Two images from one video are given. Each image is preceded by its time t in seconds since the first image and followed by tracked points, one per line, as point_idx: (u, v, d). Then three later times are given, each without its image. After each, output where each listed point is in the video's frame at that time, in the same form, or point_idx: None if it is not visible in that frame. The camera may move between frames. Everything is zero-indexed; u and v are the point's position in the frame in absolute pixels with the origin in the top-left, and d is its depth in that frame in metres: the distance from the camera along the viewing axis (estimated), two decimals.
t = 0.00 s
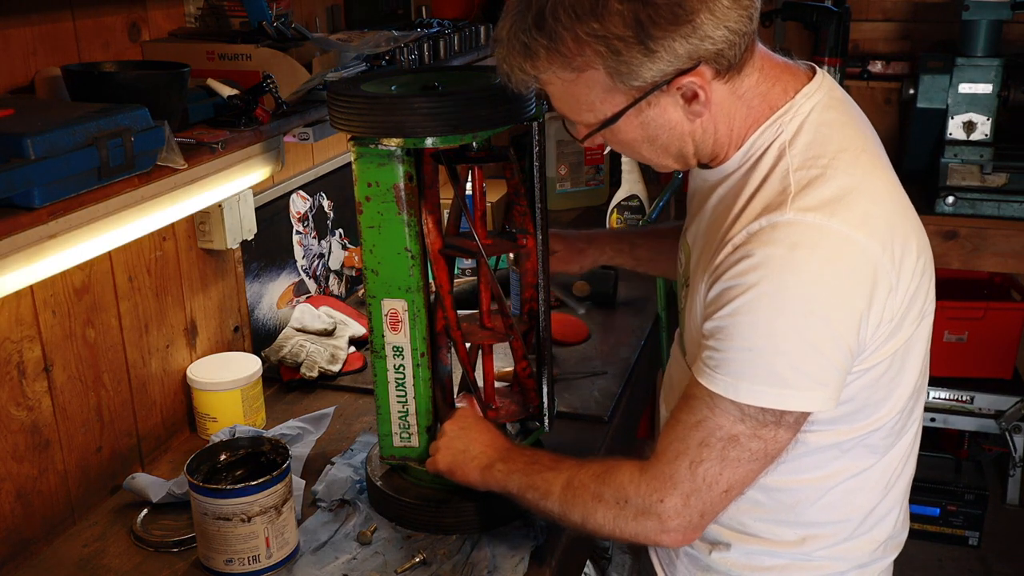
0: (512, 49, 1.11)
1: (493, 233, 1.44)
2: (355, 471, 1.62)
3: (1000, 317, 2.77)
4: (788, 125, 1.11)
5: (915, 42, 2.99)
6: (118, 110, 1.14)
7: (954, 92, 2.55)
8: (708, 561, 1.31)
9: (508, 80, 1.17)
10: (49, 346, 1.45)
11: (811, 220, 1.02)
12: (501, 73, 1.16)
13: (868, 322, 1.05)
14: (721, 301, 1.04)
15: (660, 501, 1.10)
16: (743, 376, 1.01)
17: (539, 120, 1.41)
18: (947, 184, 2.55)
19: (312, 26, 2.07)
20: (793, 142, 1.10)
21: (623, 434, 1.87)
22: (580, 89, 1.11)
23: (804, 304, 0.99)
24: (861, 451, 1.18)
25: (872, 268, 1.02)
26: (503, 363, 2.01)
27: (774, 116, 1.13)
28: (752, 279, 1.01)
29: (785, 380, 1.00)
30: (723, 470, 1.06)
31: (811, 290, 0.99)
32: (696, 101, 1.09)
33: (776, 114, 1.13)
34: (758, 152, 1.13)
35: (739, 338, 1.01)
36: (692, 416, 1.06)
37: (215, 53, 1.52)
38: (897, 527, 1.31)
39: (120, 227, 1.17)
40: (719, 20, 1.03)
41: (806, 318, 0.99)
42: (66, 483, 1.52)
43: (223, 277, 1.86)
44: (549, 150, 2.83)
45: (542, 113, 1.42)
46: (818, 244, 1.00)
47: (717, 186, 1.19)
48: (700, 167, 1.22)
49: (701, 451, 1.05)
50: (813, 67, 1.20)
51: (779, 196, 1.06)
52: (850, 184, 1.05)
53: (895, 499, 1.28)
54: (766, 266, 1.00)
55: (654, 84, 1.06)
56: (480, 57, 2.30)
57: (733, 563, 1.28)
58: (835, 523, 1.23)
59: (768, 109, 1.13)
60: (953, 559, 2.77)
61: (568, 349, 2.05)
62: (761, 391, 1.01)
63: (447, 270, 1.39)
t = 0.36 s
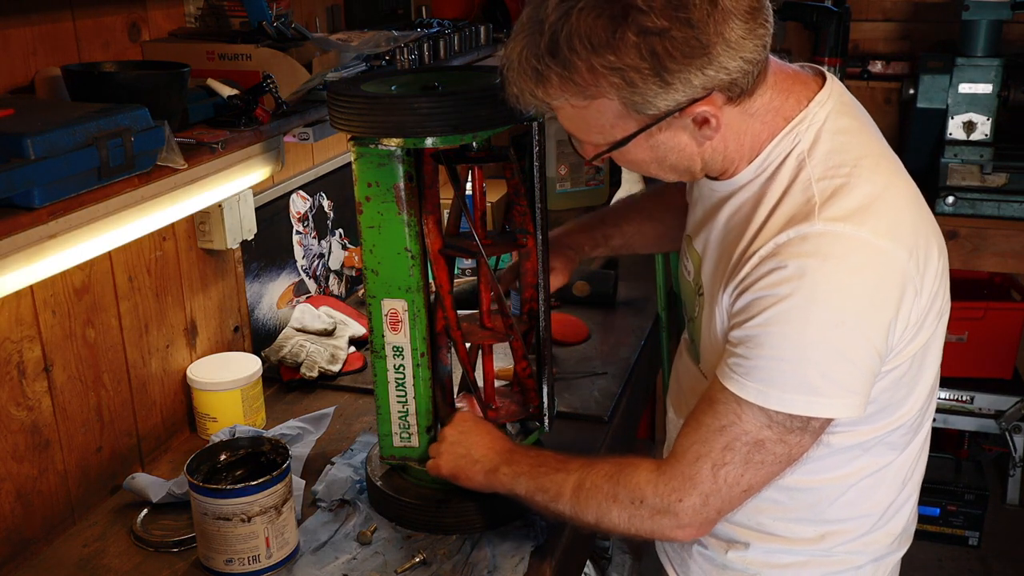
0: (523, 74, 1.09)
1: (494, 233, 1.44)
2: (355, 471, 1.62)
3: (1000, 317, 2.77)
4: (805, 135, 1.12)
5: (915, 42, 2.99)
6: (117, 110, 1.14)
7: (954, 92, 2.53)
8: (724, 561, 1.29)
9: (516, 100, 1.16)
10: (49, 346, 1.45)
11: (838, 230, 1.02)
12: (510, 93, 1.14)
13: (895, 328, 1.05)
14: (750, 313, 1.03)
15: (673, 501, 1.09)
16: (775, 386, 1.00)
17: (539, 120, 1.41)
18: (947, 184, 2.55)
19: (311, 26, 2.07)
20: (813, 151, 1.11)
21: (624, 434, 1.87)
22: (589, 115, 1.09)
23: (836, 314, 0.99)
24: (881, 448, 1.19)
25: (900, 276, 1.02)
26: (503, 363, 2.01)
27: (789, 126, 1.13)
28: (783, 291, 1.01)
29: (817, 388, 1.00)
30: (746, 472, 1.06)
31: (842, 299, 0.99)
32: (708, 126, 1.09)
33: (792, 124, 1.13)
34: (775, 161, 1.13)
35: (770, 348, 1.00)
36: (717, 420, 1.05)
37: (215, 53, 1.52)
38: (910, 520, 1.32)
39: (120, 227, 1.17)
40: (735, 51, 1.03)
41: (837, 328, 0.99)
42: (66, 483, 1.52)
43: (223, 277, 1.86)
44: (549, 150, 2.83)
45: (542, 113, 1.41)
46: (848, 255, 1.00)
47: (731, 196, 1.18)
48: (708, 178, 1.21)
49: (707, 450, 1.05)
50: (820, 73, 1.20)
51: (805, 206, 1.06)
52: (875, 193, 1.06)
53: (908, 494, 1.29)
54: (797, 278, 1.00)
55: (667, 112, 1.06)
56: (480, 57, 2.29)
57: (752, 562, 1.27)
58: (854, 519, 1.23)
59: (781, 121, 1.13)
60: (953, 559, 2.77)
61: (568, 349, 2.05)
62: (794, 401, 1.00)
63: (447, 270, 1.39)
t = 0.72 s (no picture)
0: (526, 69, 1.09)
1: (494, 233, 1.44)
2: (354, 471, 1.62)
3: (1000, 317, 2.77)
4: (805, 131, 1.12)
5: (915, 42, 2.99)
6: (117, 110, 1.14)
7: (954, 92, 2.53)
8: (723, 559, 1.29)
9: (518, 94, 1.16)
10: (49, 346, 1.45)
11: (842, 224, 1.02)
12: (512, 87, 1.14)
13: (898, 322, 1.05)
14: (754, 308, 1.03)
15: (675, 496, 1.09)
16: (780, 380, 1.00)
17: (539, 120, 1.41)
18: (947, 184, 2.55)
19: (312, 26, 2.07)
20: (815, 147, 1.11)
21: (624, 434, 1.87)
22: (591, 111, 1.09)
23: (842, 308, 0.99)
24: (880, 444, 1.19)
25: (904, 269, 1.02)
26: (503, 363, 2.01)
27: (790, 122, 1.13)
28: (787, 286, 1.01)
29: (822, 382, 1.00)
30: (748, 465, 1.06)
31: (846, 293, 0.99)
32: (708, 123, 1.09)
33: (792, 120, 1.13)
34: (777, 158, 1.13)
35: (774, 343, 1.00)
36: (720, 414, 1.05)
37: (215, 53, 1.52)
38: (907, 515, 1.32)
39: (120, 227, 1.17)
40: (738, 50, 1.03)
41: (841, 321, 0.99)
42: (66, 483, 1.52)
43: (223, 277, 1.86)
44: (549, 150, 2.83)
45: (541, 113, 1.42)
46: (851, 249, 1.00)
47: (731, 193, 1.18)
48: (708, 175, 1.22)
49: (708, 448, 1.05)
50: (819, 70, 1.20)
51: (809, 200, 1.06)
52: (877, 187, 1.06)
53: (907, 488, 1.29)
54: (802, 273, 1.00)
55: (668, 110, 1.06)
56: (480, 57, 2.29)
57: (751, 559, 1.27)
58: (853, 514, 1.23)
59: (781, 118, 1.13)
60: (953, 559, 2.77)
61: (568, 348, 2.05)
62: (800, 395, 1.00)
63: (447, 270, 1.39)
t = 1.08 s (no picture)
0: (525, 69, 1.09)
1: (494, 232, 1.44)
2: (354, 471, 1.62)
3: (1000, 318, 2.77)
4: (804, 130, 1.12)
5: (915, 42, 2.98)
6: (118, 110, 1.14)
7: (954, 92, 2.53)
8: (724, 557, 1.29)
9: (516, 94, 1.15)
10: (49, 346, 1.45)
11: (841, 222, 1.02)
12: (511, 88, 1.14)
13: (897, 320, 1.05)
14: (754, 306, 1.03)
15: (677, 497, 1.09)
16: (780, 378, 1.00)
17: (539, 120, 1.41)
18: (947, 184, 2.55)
19: (312, 26, 2.07)
20: (813, 146, 1.11)
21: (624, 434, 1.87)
22: (591, 111, 1.09)
23: (841, 306, 0.99)
24: (879, 442, 1.19)
25: (903, 267, 1.02)
26: (503, 363, 2.01)
27: (788, 122, 1.13)
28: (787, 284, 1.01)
29: (822, 379, 1.00)
30: (750, 463, 1.06)
31: (845, 290, 0.99)
32: (707, 121, 1.09)
33: (791, 119, 1.13)
34: (776, 157, 1.13)
35: (775, 340, 1.00)
36: (722, 412, 1.05)
37: (215, 53, 1.52)
38: (906, 513, 1.33)
39: (120, 227, 1.17)
40: (736, 47, 1.03)
41: (841, 319, 0.99)
42: (66, 483, 1.52)
43: (223, 277, 1.86)
44: (549, 150, 2.83)
45: (541, 113, 1.42)
46: (850, 247, 1.00)
47: (730, 193, 1.18)
48: (709, 175, 1.22)
49: (708, 447, 1.05)
50: (819, 69, 1.20)
51: (808, 199, 1.06)
52: (876, 185, 1.06)
53: (906, 485, 1.29)
54: (800, 271, 1.00)
55: (668, 108, 1.06)
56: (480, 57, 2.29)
57: (751, 558, 1.27)
58: (853, 512, 1.23)
59: (779, 116, 1.13)
60: (953, 559, 2.77)
61: (568, 348, 2.05)
62: (800, 393, 1.00)
63: (447, 270, 1.39)
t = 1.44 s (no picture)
0: (529, 58, 1.10)
1: (494, 232, 1.44)
2: (355, 471, 1.62)
3: (1000, 318, 2.77)
4: (805, 129, 1.11)
5: (915, 42, 2.98)
6: (117, 110, 1.14)
7: (954, 92, 2.52)
8: (720, 557, 1.29)
9: (519, 83, 1.16)
10: (49, 346, 1.45)
11: (839, 222, 1.02)
12: (515, 78, 1.15)
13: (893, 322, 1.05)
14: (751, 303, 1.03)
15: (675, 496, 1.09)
16: (774, 375, 1.00)
17: (539, 120, 1.41)
18: (947, 184, 2.55)
19: (312, 26, 2.07)
20: (814, 145, 1.11)
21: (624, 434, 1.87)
22: (593, 99, 1.09)
23: (837, 305, 0.99)
24: (877, 444, 1.19)
25: (900, 268, 1.02)
26: (503, 363, 2.01)
27: (790, 121, 1.13)
28: (784, 281, 1.01)
29: (816, 378, 1.00)
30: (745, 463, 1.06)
31: (841, 290, 0.99)
32: (709, 114, 1.09)
33: (793, 119, 1.13)
34: (777, 156, 1.13)
35: (770, 337, 1.00)
36: (717, 410, 1.05)
37: (215, 53, 1.52)
38: (905, 518, 1.32)
39: (120, 227, 1.17)
40: (738, 39, 1.03)
41: (836, 317, 0.99)
42: (66, 483, 1.52)
43: (223, 276, 1.86)
44: (549, 150, 2.83)
45: (542, 113, 1.42)
46: (848, 246, 1.00)
47: (732, 191, 1.18)
48: (711, 173, 1.22)
49: (704, 445, 1.05)
50: (824, 70, 1.20)
51: (806, 198, 1.06)
52: (875, 186, 1.05)
53: (905, 490, 1.29)
54: (797, 268, 1.00)
55: (669, 99, 1.06)
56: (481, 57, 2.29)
57: (747, 558, 1.27)
58: (850, 515, 1.23)
59: (782, 114, 1.13)
60: (953, 559, 2.77)
61: (568, 348, 2.05)
62: (791, 391, 1.00)
63: (447, 270, 1.39)
